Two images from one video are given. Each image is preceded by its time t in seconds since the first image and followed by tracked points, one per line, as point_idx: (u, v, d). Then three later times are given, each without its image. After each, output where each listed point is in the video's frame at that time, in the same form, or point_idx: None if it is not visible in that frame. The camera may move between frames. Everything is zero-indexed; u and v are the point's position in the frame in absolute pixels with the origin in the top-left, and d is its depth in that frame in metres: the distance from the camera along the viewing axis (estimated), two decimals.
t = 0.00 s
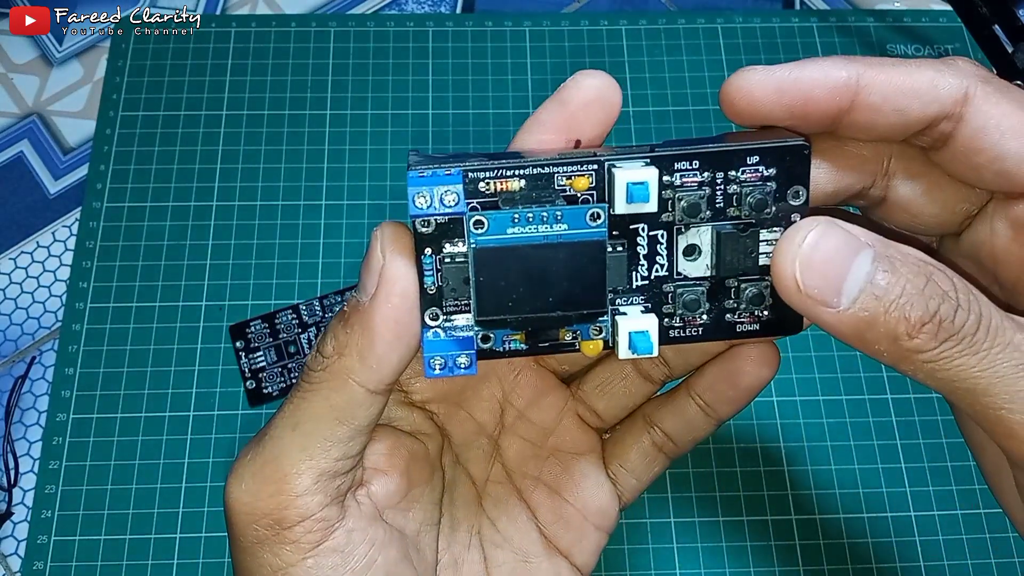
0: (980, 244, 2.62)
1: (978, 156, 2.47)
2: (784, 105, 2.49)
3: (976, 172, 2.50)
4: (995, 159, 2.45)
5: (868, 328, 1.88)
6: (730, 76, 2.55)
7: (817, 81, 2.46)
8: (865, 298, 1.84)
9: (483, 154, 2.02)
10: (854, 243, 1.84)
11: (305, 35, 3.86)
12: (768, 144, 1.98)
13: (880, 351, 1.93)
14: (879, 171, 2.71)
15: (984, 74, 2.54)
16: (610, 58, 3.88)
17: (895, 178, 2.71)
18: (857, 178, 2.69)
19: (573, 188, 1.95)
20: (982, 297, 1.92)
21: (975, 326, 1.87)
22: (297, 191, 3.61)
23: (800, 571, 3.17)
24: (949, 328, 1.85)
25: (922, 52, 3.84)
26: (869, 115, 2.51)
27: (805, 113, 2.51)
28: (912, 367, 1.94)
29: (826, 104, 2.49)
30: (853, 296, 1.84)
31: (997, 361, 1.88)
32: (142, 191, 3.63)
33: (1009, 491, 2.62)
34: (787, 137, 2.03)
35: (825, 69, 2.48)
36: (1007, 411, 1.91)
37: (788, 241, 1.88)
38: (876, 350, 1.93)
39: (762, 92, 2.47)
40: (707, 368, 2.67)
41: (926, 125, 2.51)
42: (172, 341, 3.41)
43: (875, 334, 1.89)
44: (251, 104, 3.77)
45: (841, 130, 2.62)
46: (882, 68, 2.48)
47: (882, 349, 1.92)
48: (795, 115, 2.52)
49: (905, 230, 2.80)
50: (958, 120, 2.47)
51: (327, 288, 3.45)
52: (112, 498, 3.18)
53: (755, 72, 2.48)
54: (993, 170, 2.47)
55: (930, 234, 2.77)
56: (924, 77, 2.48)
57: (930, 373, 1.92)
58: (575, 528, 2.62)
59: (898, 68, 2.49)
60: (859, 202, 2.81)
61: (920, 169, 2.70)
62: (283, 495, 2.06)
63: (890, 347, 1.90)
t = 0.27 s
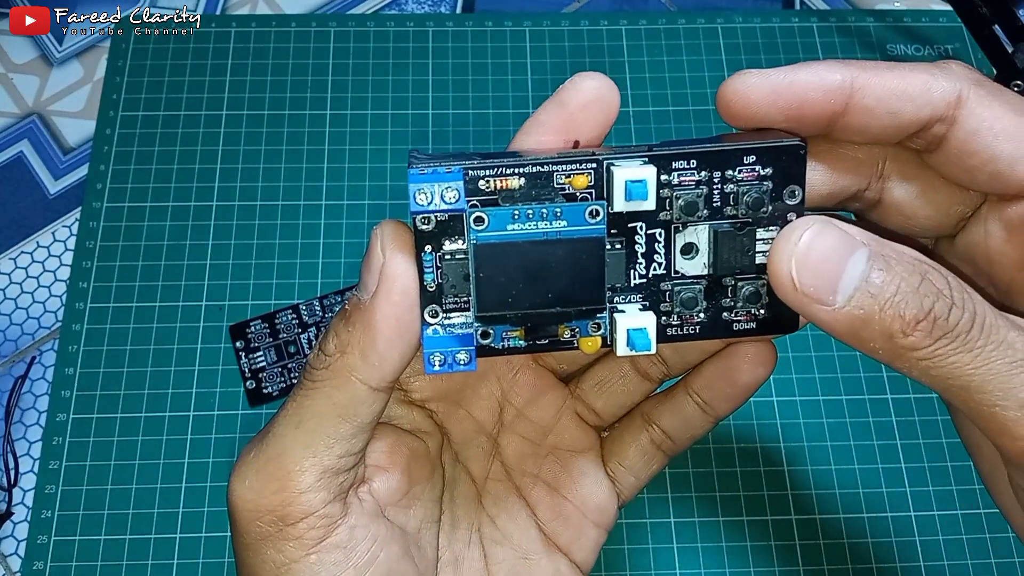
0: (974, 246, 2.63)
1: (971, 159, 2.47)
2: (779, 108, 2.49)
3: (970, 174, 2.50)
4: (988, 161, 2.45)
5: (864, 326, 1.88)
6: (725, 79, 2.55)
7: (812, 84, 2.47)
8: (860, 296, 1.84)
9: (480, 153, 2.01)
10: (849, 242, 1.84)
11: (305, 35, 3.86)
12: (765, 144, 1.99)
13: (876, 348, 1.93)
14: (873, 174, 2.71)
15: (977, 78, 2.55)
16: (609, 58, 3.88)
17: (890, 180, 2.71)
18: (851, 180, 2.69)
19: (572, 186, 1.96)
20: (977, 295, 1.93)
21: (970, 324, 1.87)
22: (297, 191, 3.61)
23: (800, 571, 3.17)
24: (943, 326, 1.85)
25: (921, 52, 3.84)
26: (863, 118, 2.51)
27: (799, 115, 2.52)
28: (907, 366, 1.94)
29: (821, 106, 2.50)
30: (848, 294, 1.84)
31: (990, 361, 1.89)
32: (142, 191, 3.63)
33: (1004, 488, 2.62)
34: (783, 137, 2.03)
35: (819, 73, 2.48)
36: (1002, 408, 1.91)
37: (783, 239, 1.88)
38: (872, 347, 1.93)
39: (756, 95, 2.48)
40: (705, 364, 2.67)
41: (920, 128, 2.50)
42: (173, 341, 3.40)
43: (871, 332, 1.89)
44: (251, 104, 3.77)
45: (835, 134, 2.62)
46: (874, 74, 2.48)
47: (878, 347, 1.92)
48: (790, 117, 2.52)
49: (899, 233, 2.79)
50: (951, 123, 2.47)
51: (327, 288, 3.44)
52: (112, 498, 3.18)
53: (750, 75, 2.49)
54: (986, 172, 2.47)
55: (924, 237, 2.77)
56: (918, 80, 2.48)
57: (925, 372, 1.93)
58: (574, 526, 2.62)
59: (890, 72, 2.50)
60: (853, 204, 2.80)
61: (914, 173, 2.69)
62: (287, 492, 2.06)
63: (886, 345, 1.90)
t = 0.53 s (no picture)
0: (970, 244, 2.62)
1: (965, 156, 2.47)
2: (777, 107, 2.50)
3: (965, 172, 2.51)
4: (982, 159, 2.46)
5: (869, 320, 1.86)
6: (723, 80, 2.57)
7: (809, 84, 2.48)
8: (865, 289, 1.84)
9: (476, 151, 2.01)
10: (849, 235, 1.85)
11: (305, 35, 3.86)
12: (765, 142, 1.99)
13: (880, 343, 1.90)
14: (867, 173, 2.69)
15: (972, 77, 2.56)
16: (609, 58, 3.88)
17: (884, 177, 2.69)
18: (847, 178, 2.67)
19: (575, 184, 1.95)
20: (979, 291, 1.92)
21: (974, 316, 1.86)
22: (297, 191, 3.61)
23: (800, 571, 3.17)
24: (949, 317, 1.84)
25: (922, 53, 3.84)
26: (860, 116, 2.51)
27: (796, 116, 2.53)
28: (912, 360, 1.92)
29: (818, 106, 2.50)
30: (851, 287, 1.84)
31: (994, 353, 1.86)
32: (142, 191, 3.63)
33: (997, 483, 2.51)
34: (783, 136, 2.04)
35: (816, 72, 2.49)
36: (1012, 401, 1.86)
37: (784, 234, 1.89)
38: (877, 341, 1.91)
39: (755, 94, 2.49)
40: (707, 363, 2.67)
41: (915, 126, 2.51)
42: (173, 341, 3.40)
43: (876, 327, 1.87)
44: (251, 104, 3.77)
45: (831, 132, 2.62)
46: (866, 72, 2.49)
47: (884, 341, 1.90)
48: (788, 117, 2.53)
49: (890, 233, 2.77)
50: (946, 120, 2.48)
51: (327, 288, 3.45)
52: (112, 498, 3.18)
53: (747, 75, 2.50)
54: (981, 169, 2.48)
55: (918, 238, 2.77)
56: (912, 80, 2.49)
57: (932, 366, 1.91)
58: (577, 524, 2.62)
59: (884, 70, 2.50)
60: (846, 205, 2.77)
61: (910, 172, 2.69)
62: (295, 491, 2.06)
63: (891, 339, 1.88)
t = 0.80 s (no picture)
0: (970, 243, 2.62)
1: (964, 158, 2.47)
2: (778, 110, 2.50)
3: (964, 173, 2.50)
4: (982, 160, 2.46)
5: (875, 317, 1.85)
6: (725, 83, 2.56)
7: (809, 87, 2.48)
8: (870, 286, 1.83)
9: (477, 154, 2.02)
10: (853, 233, 1.85)
11: (305, 35, 3.86)
12: (771, 144, 2.00)
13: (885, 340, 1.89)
14: (866, 173, 2.71)
15: (970, 79, 2.56)
16: (609, 58, 3.88)
17: (883, 178, 2.71)
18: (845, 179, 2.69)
19: (586, 186, 1.96)
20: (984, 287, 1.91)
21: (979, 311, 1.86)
22: (297, 191, 3.61)
23: (800, 571, 3.17)
24: (954, 311, 1.84)
25: (922, 52, 3.84)
26: (860, 120, 2.51)
27: (797, 119, 2.53)
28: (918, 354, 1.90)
29: (818, 109, 2.51)
30: (856, 283, 1.83)
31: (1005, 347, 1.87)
32: (142, 191, 3.63)
33: (998, 482, 2.49)
34: (787, 138, 2.06)
35: (817, 75, 2.49)
36: (1018, 395, 1.87)
37: (787, 232, 1.89)
38: (883, 339, 1.90)
39: (756, 97, 2.48)
40: (708, 363, 2.67)
41: (915, 128, 2.51)
42: (173, 341, 3.40)
43: (882, 324, 1.87)
44: (251, 104, 3.77)
45: (832, 134, 2.62)
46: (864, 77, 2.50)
47: (889, 337, 1.88)
48: (789, 120, 2.53)
49: (889, 230, 2.77)
50: (945, 123, 2.48)
51: (327, 288, 3.44)
52: (112, 498, 3.18)
53: (749, 78, 2.49)
54: (980, 171, 2.47)
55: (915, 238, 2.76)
56: (911, 83, 2.48)
57: (938, 362, 1.90)
58: (578, 522, 2.62)
59: (883, 73, 2.49)
60: (846, 204, 2.78)
61: (907, 171, 2.70)
62: (305, 497, 2.04)
63: (897, 335, 1.87)
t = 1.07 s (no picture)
0: (971, 247, 2.62)
1: (964, 162, 2.48)
2: (778, 115, 2.47)
3: (964, 177, 2.51)
4: (981, 164, 2.47)
5: (880, 319, 1.85)
6: (723, 88, 2.53)
7: (808, 92, 2.46)
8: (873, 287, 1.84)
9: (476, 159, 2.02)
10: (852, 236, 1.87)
11: (305, 35, 3.86)
12: (774, 151, 2.01)
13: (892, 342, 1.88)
14: (867, 177, 2.69)
15: (969, 83, 2.57)
16: (609, 58, 3.88)
17: (884, 181, 2.70)
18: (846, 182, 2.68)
19: (590, 193, 1.96)
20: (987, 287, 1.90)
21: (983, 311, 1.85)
22: (297, 191, 3.61)
23: (800, 571, 3.17)
24: (959, 311, 1.83)
25: (922, 52, 3.83)
26: (860, 124, 2.50)
27: (797, 124, 2.50)
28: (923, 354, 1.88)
29: (818, 114, 2.49)
30: (858, 285, 1.84)
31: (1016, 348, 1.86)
32: (142, 191, 3.63)
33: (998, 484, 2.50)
34: (789, 145, 2.06)
35: (815, 80, 2.48)
36: None
37: (786, 238, 1.92)
38: (890, 341, 1.89)
39: (756, 103, 2.45)
40: (706, 365, 2.67)
41: (915, 133, 2.50)
42: (173, 341, 3.41)
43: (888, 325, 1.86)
44: (250, 104, 3.77)
45: (832, 140, 2.60)
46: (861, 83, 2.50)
47: (895, 339, 1.87)
48: (789, 126, 2.50)
49: (892, 235, 2.76)
50: (945, 128, 2.48)
51: (326, 288, 3.44)
52: (112, 498, 3.18)
53: (747, 83, 2.47)
54: (981, 175, 2.48)
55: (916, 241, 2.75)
56: (910, 89, 2.48)
57: (944, 363, 1.89)
58: (576, 523, 2.62)
59: (881, 78, 2.49)
60: (846, 208, 2.77)
61: (907, 175, 2.69)
62: (302, 499, 2.04)
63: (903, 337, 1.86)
